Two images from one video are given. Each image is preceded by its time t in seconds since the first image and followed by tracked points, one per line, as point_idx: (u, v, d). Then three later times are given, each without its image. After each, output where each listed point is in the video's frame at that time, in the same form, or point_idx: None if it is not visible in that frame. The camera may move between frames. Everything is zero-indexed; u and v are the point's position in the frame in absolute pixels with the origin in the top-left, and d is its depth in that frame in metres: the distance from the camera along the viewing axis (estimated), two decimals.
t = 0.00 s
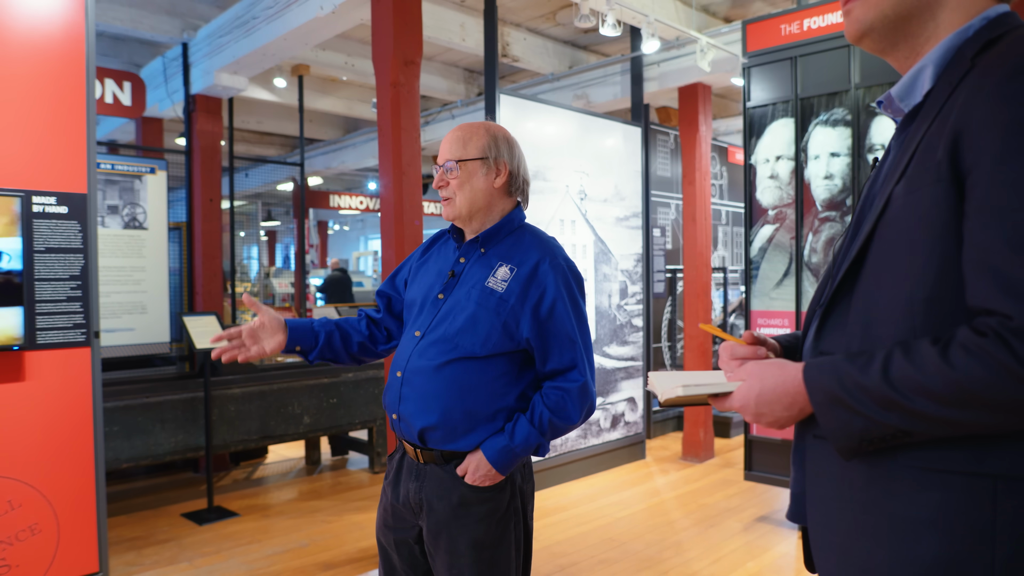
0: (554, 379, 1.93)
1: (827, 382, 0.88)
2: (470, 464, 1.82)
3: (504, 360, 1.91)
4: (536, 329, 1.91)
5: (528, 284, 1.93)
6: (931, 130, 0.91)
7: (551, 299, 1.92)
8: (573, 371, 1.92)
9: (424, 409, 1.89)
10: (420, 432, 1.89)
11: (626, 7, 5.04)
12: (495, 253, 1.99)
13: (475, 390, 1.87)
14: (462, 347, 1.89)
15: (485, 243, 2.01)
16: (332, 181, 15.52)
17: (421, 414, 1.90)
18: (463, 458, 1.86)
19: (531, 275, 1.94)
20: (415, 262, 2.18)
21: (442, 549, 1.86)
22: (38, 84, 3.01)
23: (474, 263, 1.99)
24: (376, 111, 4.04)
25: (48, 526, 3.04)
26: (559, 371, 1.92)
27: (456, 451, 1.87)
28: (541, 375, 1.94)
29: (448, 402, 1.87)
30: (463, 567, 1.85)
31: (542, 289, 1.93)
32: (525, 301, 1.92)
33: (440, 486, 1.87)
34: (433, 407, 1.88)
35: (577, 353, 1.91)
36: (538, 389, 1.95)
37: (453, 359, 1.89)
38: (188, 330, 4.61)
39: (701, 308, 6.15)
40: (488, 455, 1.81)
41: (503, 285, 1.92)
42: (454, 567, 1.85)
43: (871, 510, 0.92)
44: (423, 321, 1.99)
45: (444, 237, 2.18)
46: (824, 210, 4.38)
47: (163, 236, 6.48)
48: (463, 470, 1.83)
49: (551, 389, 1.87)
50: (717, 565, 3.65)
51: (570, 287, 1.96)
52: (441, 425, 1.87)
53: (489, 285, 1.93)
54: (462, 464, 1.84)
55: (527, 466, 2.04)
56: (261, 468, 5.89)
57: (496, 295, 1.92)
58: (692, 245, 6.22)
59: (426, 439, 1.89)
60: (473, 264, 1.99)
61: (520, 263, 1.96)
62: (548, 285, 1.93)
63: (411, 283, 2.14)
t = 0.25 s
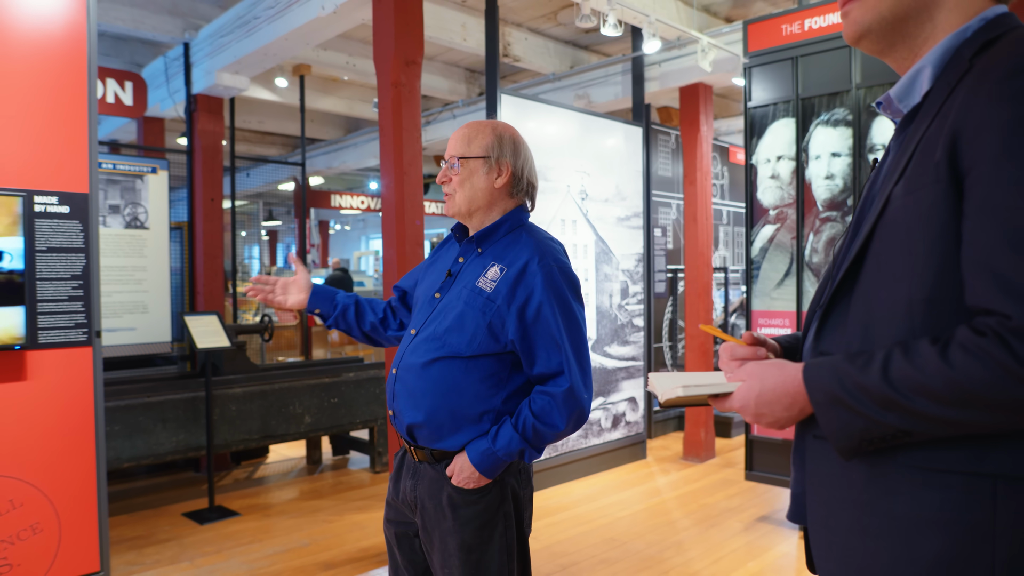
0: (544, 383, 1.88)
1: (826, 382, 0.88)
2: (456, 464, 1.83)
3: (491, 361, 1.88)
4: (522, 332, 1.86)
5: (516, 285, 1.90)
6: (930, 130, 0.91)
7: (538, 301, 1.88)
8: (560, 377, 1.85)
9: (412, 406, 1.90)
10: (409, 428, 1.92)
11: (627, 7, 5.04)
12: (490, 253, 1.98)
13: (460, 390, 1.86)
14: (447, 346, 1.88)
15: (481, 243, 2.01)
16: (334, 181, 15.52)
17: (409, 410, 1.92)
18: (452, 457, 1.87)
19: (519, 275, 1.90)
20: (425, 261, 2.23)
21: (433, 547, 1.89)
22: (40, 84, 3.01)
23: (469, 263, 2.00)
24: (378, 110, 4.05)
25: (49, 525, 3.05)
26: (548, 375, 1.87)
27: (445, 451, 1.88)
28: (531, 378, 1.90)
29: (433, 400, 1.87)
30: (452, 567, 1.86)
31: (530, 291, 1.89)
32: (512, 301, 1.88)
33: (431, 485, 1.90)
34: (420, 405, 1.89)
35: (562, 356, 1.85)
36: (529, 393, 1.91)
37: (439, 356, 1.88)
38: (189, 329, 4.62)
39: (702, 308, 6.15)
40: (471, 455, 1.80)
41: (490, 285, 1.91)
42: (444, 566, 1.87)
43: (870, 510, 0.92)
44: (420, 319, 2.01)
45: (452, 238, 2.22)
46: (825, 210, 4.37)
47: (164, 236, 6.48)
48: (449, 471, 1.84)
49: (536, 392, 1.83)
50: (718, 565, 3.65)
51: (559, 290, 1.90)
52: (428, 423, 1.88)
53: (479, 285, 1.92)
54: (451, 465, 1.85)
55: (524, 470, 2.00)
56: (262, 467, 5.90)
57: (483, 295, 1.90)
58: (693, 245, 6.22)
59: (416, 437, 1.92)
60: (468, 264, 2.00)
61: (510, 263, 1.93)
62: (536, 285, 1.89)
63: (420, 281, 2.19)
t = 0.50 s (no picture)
0: (549, 388, 1.87)
1: (827, 383, 0.88)
2: (463, 466, 1.83)
3: (496, 364, 1.88)
4: (525, 335, 1.85)
5: (521, 288, 1.89)
6: (932, 132, 0.91)
7: (542, 305, 1.87)
8: (563, 382, 1.84)
9: (419, 407, 1.91)
10: (416, 429, 1.93)
11: (629, 7, 5.05)
12: (497, 255, 1.98)
13: (466, 393, 1.86)
14: (453, 348, 1.89)
15: (488, 245, 2.02)
16: (335, 181, 15.53)
17: (416, 412, 1.93)
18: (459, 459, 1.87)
19: (523, 278, 1.90)
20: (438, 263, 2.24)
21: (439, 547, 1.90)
22: (42, 83, 3.02)
23: (477, 266, 2.00)
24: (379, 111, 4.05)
25: (50, 525, 3.05)
26: (552, 380, 1.85)
27: (451, 453, 1.89)
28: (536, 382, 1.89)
29: (439, 402, 1.88)
30: (457, 567, 1.87)
31: (534, 294, 1.88)
32: (517, 304, 1.88)
33: (437, 485, 1.91)
34: (426, 407, 1.90)
35: (566, 361, 1.83)
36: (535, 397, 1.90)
37: (444, 358, 1.89)
38: (190, 329, 4.62)
39: (702, 309, 6.15)
40: (476, 457, 1.80)
41: (496, 288, 1.91)
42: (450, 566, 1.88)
43: (869, 511, 0.92)
44: (428, 320, 2.02)
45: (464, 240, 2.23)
46: (826, 211, 4.37)
47: (166, 235, 6.49)
48: (456, 472, 1.85)
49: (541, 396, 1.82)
50: (718, 565, 3.65)
51: (563, 294, 1.88)
52: (433, 424, 1.89)
53: (485, 287, 1.92)
54: (457, 467, 1.85)
55: (532, 473, 2.00)
56: (263, 467, 5.90)
57: (489, 298, 1.90)
58: (694, 246, 6.22)
59: (423, 437, 1.93)
60: (476, 267, 2.00)
61: (516, 266, 1.92)
62: (540, 289, 1.88)
63: (433, 283, 2.21)
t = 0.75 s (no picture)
0: (567, 389, 1.87)
1: (829, 384, 0.88)
2: (479, 468, 1.83)
3: (513, 366, 1.88)
4: (545, 338, 1.86)
5: (541, 290, 1.90)
6: (935, 135, 0.92)
7: (561, 307, 1.87)
8: (583, 384, 1.85)
9: (435, 409, 1.91)
10: (431, 432, 1.92)
11: (631, 9, 5.05)
12: (513, 258, 1.98)
13: (485, 395, 1.86)
14: (471, 351, 1.88)
15: (503, 247, 2.01)
16: (336, 182, 15.54)
17: (431, 415, 1.92)
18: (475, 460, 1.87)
19: (543, 281, 1.90)
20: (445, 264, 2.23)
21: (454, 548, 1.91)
22: (45, 84, 3.02)
23: (492, 268, 2.00)
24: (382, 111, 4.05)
25: (52, 524, 3.05)
26: (571, 382, 1.86)
27: (466, 454, 1.88)
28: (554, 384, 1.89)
29: (457, 405, 1.87)
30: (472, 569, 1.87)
31: (553, 297, 1.89)
32: (537, 307, 1.88)
33: (451, 488, 1.90)
34: (443, 409, 1.89)
35: (587, 363, 1.85)
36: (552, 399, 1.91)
37: (461, 360, 1.89)
38: (192, 329, 4.62)
39: (704, 311, 6.14)
40: (495, 460, 1.80)
41: (514, 291, 1.91)
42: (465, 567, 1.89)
43: (871, 512, 0.92)
44: (440, 322, 2.02)
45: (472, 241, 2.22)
46: (828, 213, 4.37)
47: (167, 236, 6.49)
48: (471, 473, 1.84)
49: (560, 398, 1.82)
50: (720, 567, 3.64)
51: (582, 296, 1.89)
52: (450, 427, 1.88)
53: (502, 290, 1.92)
54: (472, 468, 1.85)
55: (544, 472, 2.02)
56: (263, 468, 5.90)
57: (507, 300, 1.90)
58: (695, 247, 6.22)
59: (438, 439, 1.92)
60: (491, 268, 2.00)
61: (534, 269, 1.93)
62: (560, 292, 1.89)
63: (440, 284, 2.20)
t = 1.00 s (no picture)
0: (581, 387, 1.89)
1: (830, 385, 0.88)
2: (495, 466, 1.83)
3: (529, 365, 1.90)
4: (562, 337, 1.87)
5: (557, 289, 1.91)
6: (940, 137, 0.91)
7: (578, 306, 1.89)
8: (600, 381, 1.86)
9: (449, 409, 1.91)
10: (446, 432, 1.91)
11: (634, 10, 5.05)
12: (526, 258, 1.99)
13: (502, 394, 1.87)
14: (488, 350, 1.89)
15: (515, 248, 2.01)
16: (337, 181, 15.54)
17: (444, 415, 1.92)
18: (490, 459, 1.87)
19: (560, 281, 1.92)
20: (450, 264, 2.23)
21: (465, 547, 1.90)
22: (48, 82, 3.02)
23: (505, 267, 2.00)
24: (384, 111, 4.05)
25: (53, 523, 3.05)
26: (586, 379, 1.88)
27: (479, 453, 1.88)
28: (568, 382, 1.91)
29: (474, 405, 1.88)
30: (483, 568, 1.87)
31: (570, 296, 1.90)
32: (554, 305, 1.90)
33: (463, 487, 1.90)
34: (457, 409, 1.90)
35: (604, 361, 1.87)
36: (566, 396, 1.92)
37: (476, 360, 1.89)
38: (193, 328, 4.62)
39: (705, 312, 6.14)
40: (513, 459, 1.80)
41: (531, 290, 1.92)
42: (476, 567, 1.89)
43: (873, 513, 0.92)
44: (452, 322, 2.01)
45: (478, 242, 2.22)
46: (829, 214, 4.37)
47: (169, 235, 6.50)
48: (485, 472, 1.84)
49: (577, 395, 1.83)
50: (720, 568, 3.64)
51: (598, 295, 1.91)
52: (467, 427, 1.88)
53: (518, 289, 1.93)
54: (486, 467, 1.85)
55: (554, 471, 2.02)
56: (264, 467, 5.90)
57: (524, 300, 1.91)
58: (697, 248, 6.22)
59: (450, 439, 1.92)
60: (504, 268, 2.00)
61: (549, 269, 1.94)
62: (577, 290, 1.90)
63: (446, 284, 2.19)
